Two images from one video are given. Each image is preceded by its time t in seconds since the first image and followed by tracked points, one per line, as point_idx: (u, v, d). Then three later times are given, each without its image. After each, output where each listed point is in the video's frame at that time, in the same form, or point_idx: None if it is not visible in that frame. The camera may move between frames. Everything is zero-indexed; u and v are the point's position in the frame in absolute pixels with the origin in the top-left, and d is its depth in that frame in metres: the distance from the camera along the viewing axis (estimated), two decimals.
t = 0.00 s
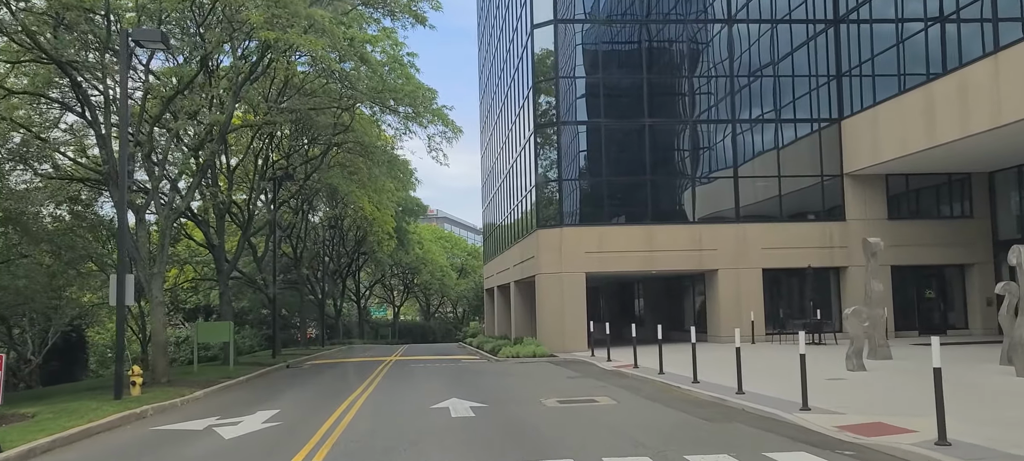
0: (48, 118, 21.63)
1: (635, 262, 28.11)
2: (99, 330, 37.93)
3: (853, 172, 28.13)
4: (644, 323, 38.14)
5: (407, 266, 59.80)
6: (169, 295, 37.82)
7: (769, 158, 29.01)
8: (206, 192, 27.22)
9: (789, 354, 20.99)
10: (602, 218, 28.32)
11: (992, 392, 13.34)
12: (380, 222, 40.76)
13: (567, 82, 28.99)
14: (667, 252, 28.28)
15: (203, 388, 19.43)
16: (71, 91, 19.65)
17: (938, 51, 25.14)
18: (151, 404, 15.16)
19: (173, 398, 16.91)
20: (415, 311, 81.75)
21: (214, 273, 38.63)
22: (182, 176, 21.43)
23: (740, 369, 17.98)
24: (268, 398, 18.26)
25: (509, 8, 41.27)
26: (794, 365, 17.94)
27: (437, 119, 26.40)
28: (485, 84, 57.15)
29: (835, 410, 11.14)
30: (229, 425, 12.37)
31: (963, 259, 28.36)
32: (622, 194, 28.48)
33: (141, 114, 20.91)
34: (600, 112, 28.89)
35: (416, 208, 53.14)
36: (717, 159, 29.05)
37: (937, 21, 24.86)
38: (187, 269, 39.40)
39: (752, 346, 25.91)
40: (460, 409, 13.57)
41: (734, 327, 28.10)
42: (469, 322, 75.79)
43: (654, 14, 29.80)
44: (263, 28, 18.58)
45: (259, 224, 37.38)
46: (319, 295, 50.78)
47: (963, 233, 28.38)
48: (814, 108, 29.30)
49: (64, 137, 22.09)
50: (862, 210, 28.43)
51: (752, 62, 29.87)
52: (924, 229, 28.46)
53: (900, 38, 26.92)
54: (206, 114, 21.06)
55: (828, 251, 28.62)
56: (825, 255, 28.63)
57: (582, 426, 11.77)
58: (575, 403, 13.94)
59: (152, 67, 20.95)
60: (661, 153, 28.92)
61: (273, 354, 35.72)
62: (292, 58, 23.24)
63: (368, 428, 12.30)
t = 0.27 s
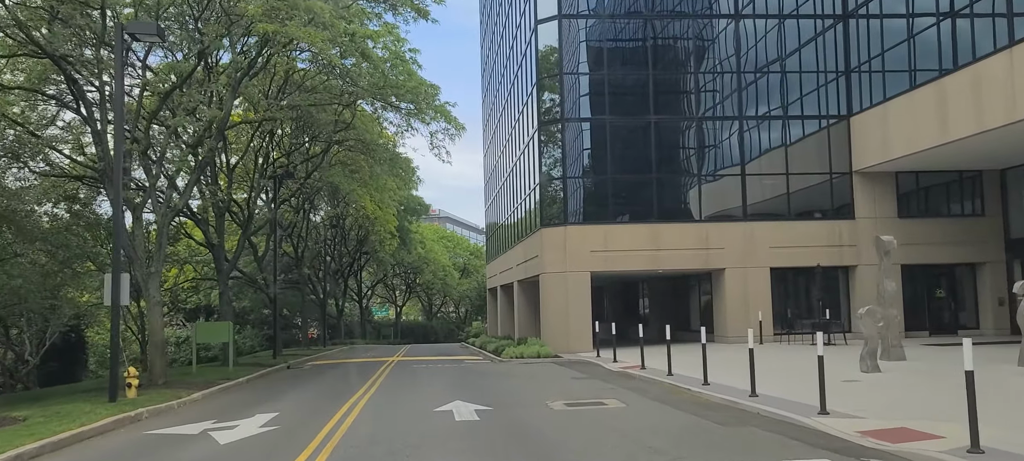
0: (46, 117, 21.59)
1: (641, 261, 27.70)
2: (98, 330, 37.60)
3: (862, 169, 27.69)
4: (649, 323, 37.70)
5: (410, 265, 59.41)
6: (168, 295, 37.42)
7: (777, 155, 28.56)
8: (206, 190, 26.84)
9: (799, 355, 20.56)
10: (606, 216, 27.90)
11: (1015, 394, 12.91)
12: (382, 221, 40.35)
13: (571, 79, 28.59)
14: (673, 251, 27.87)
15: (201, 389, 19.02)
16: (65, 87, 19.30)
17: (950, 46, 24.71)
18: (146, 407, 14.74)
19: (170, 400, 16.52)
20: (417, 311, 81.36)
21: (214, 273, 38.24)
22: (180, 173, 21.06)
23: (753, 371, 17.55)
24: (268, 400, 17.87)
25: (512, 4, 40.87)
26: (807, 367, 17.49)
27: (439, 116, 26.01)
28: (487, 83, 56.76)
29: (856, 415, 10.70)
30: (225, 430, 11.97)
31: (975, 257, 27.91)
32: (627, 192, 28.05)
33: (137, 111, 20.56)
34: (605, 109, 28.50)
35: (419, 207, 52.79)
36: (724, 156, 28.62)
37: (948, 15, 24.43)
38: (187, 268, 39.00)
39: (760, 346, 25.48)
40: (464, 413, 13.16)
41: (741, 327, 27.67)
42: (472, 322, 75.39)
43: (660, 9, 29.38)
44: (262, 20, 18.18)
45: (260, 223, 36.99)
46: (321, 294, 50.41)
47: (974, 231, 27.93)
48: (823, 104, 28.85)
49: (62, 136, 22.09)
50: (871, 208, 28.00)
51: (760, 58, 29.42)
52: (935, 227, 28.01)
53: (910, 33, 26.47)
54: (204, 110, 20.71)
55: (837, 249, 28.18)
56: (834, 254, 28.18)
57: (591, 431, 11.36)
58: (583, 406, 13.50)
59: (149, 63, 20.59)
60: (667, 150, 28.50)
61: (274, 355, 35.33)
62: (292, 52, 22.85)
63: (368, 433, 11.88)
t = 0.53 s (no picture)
0: (44, 112, 21.81)
1: (647, 258, 27.29)
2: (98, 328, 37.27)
3: (873, 164, 27.24)
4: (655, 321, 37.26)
5: (413, 263, 59.04)
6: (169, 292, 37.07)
7: (786, 150, 28.12)
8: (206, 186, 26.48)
9: (811, 354, 20.13)
10: (612, 213, 27.49)
11: None
12: (385, 218, 39.94)
13: (576, 73, 28.17)
14: (681, 248, 27.45)
15: (200, 389, 18.63)
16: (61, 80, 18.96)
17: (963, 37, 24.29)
18: (142, 407, 14.34)
19: (168, 400, 16.13)
20: (421, 309, 80.94)
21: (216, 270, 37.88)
22: (178, 168, 20.67)
23: (766, 372, 17.11)
24: (268, 399, 17.47)
25: None
26: (822, 367, 17.04)
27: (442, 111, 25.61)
28: (491, 79, 56.33)
29: (879, 417, 10.28)
30: (221, 432, 11.57)
31: (988, 254, 27.48)
32: (633, 188, 27.64)
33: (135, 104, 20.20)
34: (611, 103, 28.10)
35: (422, 204, 52.38)
36: (731, 151, 28.18)
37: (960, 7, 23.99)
38: (189, 265, 38.64)
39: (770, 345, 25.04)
40: (470, 414, 12.74)
41: (750, 325, 27.24)
42: (475, 320, 75.00)
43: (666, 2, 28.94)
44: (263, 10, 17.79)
45: (261, 219, 36.62)
46: (323, 292, 50.05)
47: (987, 227, 27.51)
48: (833, 98, 28.40)
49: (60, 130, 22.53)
50: (882, 204, 27.58)
51: (768, 52, 28.95)
52: (947, 223, 27.59)
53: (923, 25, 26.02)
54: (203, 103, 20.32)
55: (848, 247, 27.73)
56: (844, 251, 27.73)
57: (602, 433, 10.95)
58: (592, 407, 13.08)
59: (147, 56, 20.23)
60: (674, 145, 28.09)
61: (276, 353, 34.97)
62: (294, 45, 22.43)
63: (371, 436, 11.48)
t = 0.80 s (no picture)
0: (39, 107, 21.54)
1: (652, 255, 26.95)
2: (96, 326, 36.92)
3: (881, 159, 26.91)
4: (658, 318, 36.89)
5: (414, 260, 58.71)
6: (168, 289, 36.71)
7: (793, 145, 27.75)
8: (205, 182, 26.14)
9: (820, 352, 19.81)
10: (616, 208, 27.11)
11: None
12: (385, 215, 39.58)
13: (579, 67, 27.77)
14: (687, 245, 27.08)
15: (198, 388, 18.26)
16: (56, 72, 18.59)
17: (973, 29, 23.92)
18: (136, 408, 13.95)
19: (165, 400, 15.77)
20: (422, 306, 80.62)
21: (215, 267, 37.53)
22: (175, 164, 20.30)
23: (775, 371, 16.75)
24: (266, 399, 17.11)
25: None
26: (832, 366, 16.69)
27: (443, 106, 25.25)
28: (492, 75, 55.95)
29: (898, 418, 9.92)
30: (216, 434, 11.18)
31: (996, 250, 27.21)
32: (637, 184, 27.27)
33: (131, 100, 19.85)
34: (615, 97, 27.72)
35: (423, 201, 52.02)
36: (737, 146, 27.82)
37: None
38: (188, 262, 38.27)
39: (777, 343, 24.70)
40: (474, 415, 12.38)
41: (756, 323, 26.85)
42: (476, 317, 74.68)
43: None
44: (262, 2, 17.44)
45: (261, 216, 36.28)
46: (323, 290, 49.72)
47: (996, 222, 27.30)
48: (840, 93, 28.01)
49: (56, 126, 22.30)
50: (890, 200, 27.28)
51: (775, 45, 28.52)
52: (955, 219, 27.33)
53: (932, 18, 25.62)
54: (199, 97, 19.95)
55: (855, 243, 27.39)
56: (852, 248, 27.38)
57: (612, 436, 10.58)
58: (599, 406, 12.72)
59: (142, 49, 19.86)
60: (678, 141, 27.72)
61: (276, 351, 34.60)
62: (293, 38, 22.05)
63: (372, 438, 11.09)
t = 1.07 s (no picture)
0: (35, 104, 21.22)
1: (656, 253, 26.58)
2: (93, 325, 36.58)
3: (888, 156, 26.53)
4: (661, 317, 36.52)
5: (414, 259, 58.36)
6: (166, 287, 36.35)
7: (799, 142, 27.35)
8: (202, 179, 25.77)
9: (828, 353, 19.45)
10: (620, 206, 26.73)
11: None
12: (386, 213, 39.21)
13: (582, 63, 27.45)
14: (691, 243, 26.70)
15: (194, 388, 17.89)
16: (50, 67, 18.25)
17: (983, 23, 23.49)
18: (129, 409, 13.56)
19: (159, 401, 15.40)
20: (422, 305, 80.31)
21: (213, 266, 37.17)
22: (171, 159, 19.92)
23: (785, 373, 16.37)
24: (264, 400, 16.73)
25: None
26: (842, 367, 16.32)
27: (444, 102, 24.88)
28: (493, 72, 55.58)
29: (919, 423, 9.55)
30: (210, 438, 10.79)
31: (1005, 248, 26.85)
32: (641, 181, 26.89)
33: (127, 95, 19.52)
34: (619, 92, 27.32)
35: (424, 199, 51.66)
36: (742, 143, 27.42)
37: None
38: (186, 260, 37.88)
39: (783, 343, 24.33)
40: (476, 417, 12.01)
41: (762, 323, 26.45)
42: (477, 316, 74.31)
43: None
44: None
45: (260, 213, 35.90)
46: (323, 288, 49.37)
47: (1004, 221, 26.96)
48: (847, 89, 27.60)
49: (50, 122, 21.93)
50: (898, 198, 26.90)
51: (781, 40, 28.09)
52: (963, 217, 26.96)
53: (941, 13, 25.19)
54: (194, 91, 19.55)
55: (862, 242, 27.02)
56: (858, 247, 27.01)
57: (620, 440, 10.21)
58: (606, 409, 12.33)
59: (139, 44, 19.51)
60: (682, 137, 27.31)
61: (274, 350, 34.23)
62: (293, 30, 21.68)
63: (372, 442, 10.70)
